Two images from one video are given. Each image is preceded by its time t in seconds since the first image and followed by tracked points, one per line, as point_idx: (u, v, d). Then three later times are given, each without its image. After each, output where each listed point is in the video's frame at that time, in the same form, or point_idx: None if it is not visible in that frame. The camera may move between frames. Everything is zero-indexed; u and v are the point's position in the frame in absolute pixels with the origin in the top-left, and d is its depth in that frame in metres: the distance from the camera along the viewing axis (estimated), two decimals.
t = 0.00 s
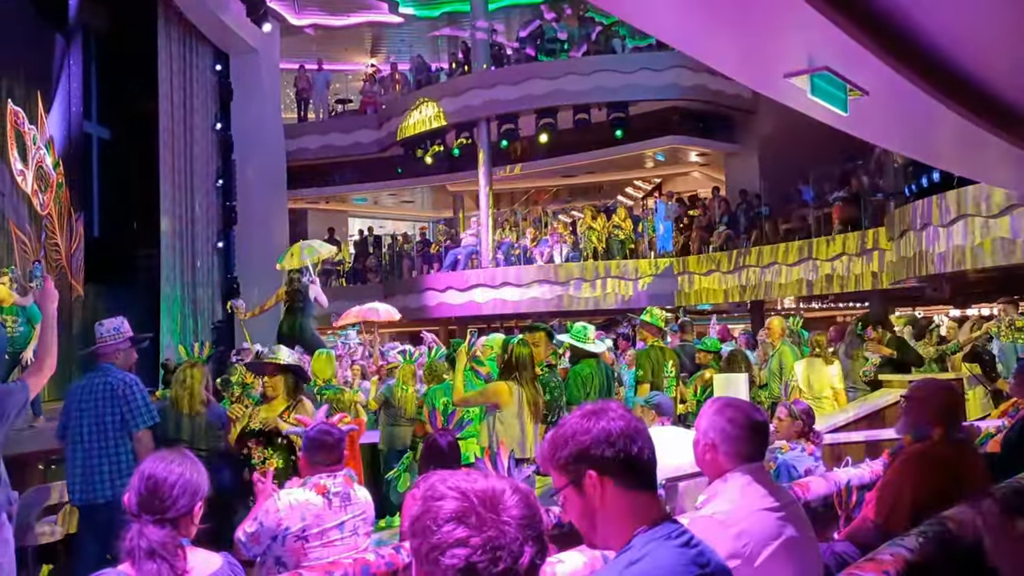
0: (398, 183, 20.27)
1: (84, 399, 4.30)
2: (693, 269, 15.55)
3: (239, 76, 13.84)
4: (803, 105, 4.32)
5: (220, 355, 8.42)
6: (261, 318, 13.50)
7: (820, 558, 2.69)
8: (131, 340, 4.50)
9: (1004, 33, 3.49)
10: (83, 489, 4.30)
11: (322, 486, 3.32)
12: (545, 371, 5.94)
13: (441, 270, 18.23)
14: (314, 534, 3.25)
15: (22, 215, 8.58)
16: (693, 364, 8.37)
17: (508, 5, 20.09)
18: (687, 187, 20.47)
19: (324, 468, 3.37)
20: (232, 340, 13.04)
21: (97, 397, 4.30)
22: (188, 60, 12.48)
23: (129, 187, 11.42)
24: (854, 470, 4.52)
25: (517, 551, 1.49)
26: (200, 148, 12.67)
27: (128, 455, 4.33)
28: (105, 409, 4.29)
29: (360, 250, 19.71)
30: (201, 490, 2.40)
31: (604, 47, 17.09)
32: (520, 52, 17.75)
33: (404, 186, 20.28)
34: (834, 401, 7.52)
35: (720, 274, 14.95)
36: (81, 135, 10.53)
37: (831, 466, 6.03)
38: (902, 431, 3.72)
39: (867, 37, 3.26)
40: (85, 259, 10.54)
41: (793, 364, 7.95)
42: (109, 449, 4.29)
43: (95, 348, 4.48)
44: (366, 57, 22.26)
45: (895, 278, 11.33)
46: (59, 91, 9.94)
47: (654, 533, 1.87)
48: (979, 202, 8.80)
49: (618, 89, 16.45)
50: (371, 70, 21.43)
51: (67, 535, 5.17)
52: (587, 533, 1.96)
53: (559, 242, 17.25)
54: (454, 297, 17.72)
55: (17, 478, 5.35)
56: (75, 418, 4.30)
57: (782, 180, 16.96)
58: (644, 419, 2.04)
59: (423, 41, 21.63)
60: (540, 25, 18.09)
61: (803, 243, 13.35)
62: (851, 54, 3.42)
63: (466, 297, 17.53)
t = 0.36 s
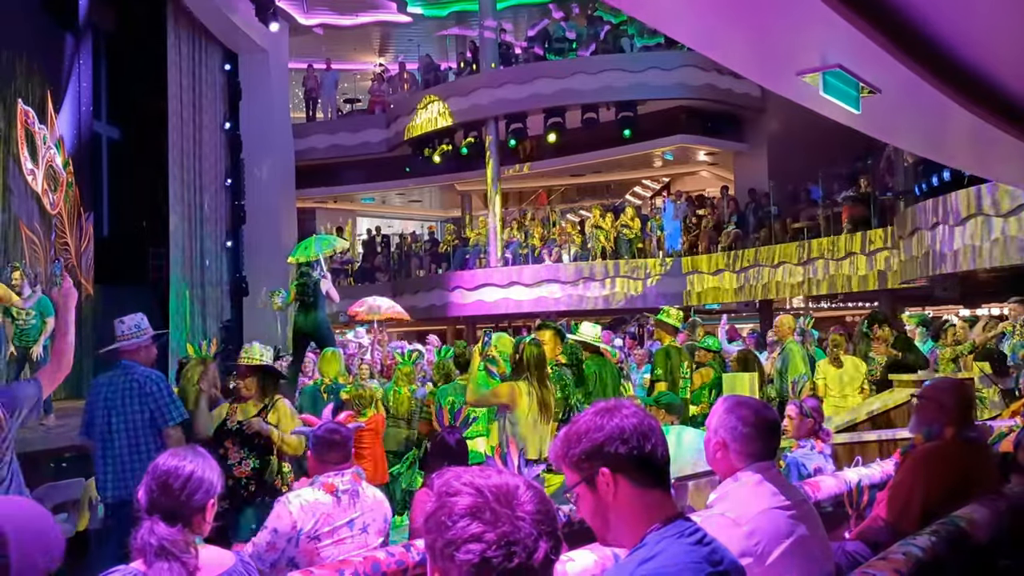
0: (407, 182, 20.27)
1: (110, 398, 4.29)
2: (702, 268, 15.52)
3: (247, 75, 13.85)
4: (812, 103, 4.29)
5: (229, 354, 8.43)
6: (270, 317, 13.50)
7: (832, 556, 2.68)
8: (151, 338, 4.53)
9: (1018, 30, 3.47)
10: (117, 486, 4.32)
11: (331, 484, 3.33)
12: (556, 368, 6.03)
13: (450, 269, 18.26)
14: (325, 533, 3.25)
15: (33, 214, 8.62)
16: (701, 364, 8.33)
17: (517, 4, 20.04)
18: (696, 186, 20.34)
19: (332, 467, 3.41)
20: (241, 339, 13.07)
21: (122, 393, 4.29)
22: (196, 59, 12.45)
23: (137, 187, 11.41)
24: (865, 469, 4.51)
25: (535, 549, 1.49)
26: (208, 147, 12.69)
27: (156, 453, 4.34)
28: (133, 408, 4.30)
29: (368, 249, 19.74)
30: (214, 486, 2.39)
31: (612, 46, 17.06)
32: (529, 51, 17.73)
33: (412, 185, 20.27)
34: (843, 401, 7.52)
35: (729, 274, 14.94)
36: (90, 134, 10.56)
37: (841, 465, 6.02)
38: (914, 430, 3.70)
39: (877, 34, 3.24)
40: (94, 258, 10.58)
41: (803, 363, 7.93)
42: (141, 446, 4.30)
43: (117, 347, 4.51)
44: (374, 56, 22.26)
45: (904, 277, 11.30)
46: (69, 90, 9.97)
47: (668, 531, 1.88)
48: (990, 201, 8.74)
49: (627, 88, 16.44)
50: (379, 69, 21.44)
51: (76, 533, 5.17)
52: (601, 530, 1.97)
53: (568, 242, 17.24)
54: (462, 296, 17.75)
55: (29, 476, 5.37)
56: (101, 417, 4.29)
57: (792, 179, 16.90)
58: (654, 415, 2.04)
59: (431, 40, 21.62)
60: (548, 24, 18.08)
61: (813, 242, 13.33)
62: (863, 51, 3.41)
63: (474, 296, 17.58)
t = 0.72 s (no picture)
0: (415, 182, 20.29)
1: (142, 396, 4.26)
2: (710, 267, 15.50)
3: (257, 74, 13.89)
4: (823, 104, 4.28)
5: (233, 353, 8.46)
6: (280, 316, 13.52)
7: (841, 556, 2.68)
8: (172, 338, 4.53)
9: None
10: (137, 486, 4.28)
11: (339, 483, 3.35)
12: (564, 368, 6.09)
13: (458, 268, 18.29)
14: (335, 533, 3.27)
15: (43, 214, 8.69)
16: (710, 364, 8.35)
17: (525, 3, 20.02)
18: (704, 185, 20.35)
19: (339, 466, 3.43)
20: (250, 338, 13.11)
21: (149, 394, 4.27)
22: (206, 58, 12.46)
23: (147, 188, 11.42)
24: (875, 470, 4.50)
25: (545, 553, 1.48)
26: (217, 146, 12.73)
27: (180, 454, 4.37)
28: (165, 409, 4.28)
29: (377, 248, 19.79)
30: (225, 485, 2.40)
31: (621, 45, 17.04)
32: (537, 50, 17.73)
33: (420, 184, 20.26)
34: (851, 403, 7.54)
35: (737, 273, 14.92)
36: (100, 134, 10.62)
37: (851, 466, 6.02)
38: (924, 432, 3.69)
39: (888, 35, 3.23)
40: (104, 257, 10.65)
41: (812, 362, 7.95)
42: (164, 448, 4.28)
43: (139, 346, 4.50)
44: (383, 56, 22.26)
45: (914, 277, 11.27)
46: (78, 91, 10.03)
47: (674, 535, 1.87)
48: (1000, 202, 8.71)
49: (635, 87, 16.42)
50: (387, 69, 21.44)
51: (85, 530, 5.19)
52: (608, 529, 1.98)
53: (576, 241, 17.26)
54: (470, 295, 17.79)
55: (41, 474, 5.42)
56: (127, 415, 4.25)
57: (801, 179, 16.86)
58: (661, 416, 2.05)
59: (439, 40, 21.61)
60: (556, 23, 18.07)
61: (822, 241, 13.31)
62: (874, 53, 3.41)
63: (482, 295, 17.61)
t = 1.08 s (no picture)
0: (424, 181, 20.25)
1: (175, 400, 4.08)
2: (721, 267, 15.46)
3: (267, 74, 13.93)
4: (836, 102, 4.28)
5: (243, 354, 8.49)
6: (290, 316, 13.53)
7: (853, 555, 2.67)
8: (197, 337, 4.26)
9: None
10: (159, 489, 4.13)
11: (352, 481, 3.36)
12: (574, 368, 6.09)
13: (468, 268, 18.28)
14: (348, 531, 3.28)
15: (55, 215, 8.75)
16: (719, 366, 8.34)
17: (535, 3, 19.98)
18: (714, 185, 20.31)
19: (355, 463, 3.46)
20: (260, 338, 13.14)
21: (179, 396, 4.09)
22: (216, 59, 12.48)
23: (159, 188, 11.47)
24: (887, 471, 4.48)
25: (562, 550, 1.48)
26: (228, 146, 12.78)
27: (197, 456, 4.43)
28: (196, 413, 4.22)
29: (386, 248, 19.81)
30: (242, 485, 2.41)
31: (631, 45, 17.02)
32: (546, 50, 17.73)
33: (428, 185, 20.18)
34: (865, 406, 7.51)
35: (748, 273, 14.87)
36: (112, 135, 10.68)
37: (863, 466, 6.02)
38: (937, 431, 3.69)
39: (901, 33, 3.23)
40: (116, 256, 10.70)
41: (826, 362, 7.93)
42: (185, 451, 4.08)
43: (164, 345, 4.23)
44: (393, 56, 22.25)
45: (926, 277, 11.21)
46: (89, 92, 10.07)
47: (687, 533, 1.87)
48: (1012, 200, 8.61)
49: (645, 87, 16.41)
50: (397, 69, 21.45)
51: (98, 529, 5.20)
52: (624, 526, 1.96)
53: (586, 241, 17.23)
54: (479, 295, 17.80)
55: (54, 472, 5.45)
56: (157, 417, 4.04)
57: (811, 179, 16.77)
58: (674, 416, 2.04)
59: (449, 39, 21.57)
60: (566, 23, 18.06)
61: (833, 241, 13.27)
62: (887, 51, 3.40)
63: (492, 295, 17.61)
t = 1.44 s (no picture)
0: (437, 180, 20.27)
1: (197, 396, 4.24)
2: (734, 267, 15.42)
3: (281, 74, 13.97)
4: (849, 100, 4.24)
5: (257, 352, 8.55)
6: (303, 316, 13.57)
7: (868, 556, 2.66)
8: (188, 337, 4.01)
9: None
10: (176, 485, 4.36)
11: (369, 479, 3.38)
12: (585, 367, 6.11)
13: (480, 267, 18.29)
14: (364, 529, 3.30)
15: (70, 215, 8.83)
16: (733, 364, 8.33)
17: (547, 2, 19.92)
18: (728, 185, 20.26)
19: (373, 462, 3.48)
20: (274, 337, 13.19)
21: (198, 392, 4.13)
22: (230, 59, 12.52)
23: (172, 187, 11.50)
24: (900, 472, 4.47)
25: (577, 549, 1.48)
26: (241, 146, 12.82)
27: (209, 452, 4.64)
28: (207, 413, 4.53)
29: (399, 248, 19.85)
30: (259, 481, 2.42)
31: (643, 44, 17.00)
32: (559, 49, 17.73)
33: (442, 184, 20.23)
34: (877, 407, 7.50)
35: (761, 272, 14.83)
36: (126, 135, 10.73)
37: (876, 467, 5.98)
38: (953, 433, 3.67)
39: (919, 34, 3.22)
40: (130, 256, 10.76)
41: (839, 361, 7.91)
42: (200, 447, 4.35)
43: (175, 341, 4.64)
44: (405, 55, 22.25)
45: (940, 277, 11.15)
46: (103, 93, 10.12)
47: (703, 531, 1.87)
48: None
49: (658, 86, 16.39)
50: (410, 69, 21.46)
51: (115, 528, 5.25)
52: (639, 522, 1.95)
53: (598, 240, 17.22)
54: (491, 294, 17.82)
55: (72, 469, 5.50)
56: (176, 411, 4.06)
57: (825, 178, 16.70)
58: (689, 416, 2.04)
59: (461, 39, 21.54)
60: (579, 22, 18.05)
61: (846, 240, 13.22)
62: (903, 51, 3.42)
63: (503, 294, 17.63)
